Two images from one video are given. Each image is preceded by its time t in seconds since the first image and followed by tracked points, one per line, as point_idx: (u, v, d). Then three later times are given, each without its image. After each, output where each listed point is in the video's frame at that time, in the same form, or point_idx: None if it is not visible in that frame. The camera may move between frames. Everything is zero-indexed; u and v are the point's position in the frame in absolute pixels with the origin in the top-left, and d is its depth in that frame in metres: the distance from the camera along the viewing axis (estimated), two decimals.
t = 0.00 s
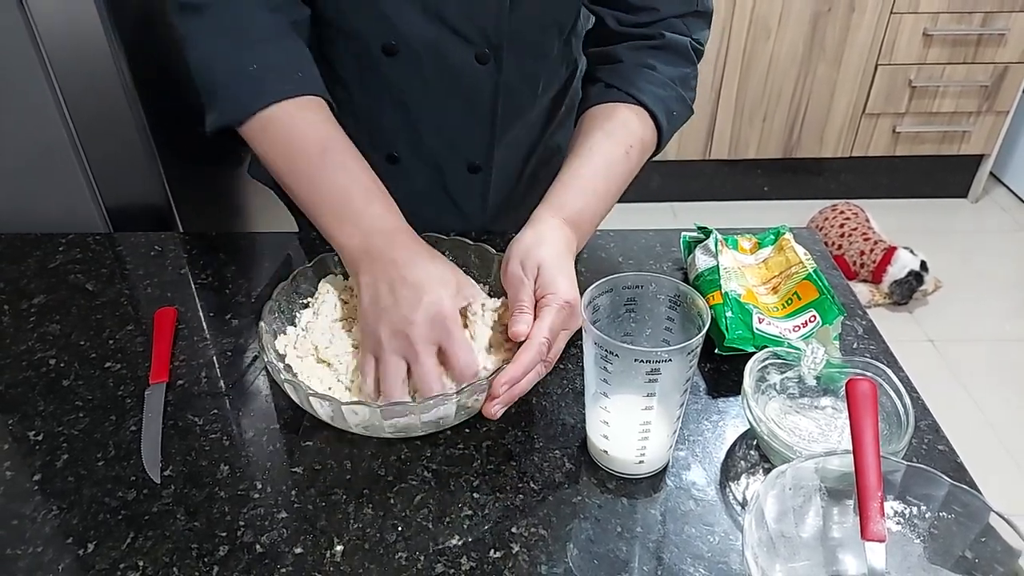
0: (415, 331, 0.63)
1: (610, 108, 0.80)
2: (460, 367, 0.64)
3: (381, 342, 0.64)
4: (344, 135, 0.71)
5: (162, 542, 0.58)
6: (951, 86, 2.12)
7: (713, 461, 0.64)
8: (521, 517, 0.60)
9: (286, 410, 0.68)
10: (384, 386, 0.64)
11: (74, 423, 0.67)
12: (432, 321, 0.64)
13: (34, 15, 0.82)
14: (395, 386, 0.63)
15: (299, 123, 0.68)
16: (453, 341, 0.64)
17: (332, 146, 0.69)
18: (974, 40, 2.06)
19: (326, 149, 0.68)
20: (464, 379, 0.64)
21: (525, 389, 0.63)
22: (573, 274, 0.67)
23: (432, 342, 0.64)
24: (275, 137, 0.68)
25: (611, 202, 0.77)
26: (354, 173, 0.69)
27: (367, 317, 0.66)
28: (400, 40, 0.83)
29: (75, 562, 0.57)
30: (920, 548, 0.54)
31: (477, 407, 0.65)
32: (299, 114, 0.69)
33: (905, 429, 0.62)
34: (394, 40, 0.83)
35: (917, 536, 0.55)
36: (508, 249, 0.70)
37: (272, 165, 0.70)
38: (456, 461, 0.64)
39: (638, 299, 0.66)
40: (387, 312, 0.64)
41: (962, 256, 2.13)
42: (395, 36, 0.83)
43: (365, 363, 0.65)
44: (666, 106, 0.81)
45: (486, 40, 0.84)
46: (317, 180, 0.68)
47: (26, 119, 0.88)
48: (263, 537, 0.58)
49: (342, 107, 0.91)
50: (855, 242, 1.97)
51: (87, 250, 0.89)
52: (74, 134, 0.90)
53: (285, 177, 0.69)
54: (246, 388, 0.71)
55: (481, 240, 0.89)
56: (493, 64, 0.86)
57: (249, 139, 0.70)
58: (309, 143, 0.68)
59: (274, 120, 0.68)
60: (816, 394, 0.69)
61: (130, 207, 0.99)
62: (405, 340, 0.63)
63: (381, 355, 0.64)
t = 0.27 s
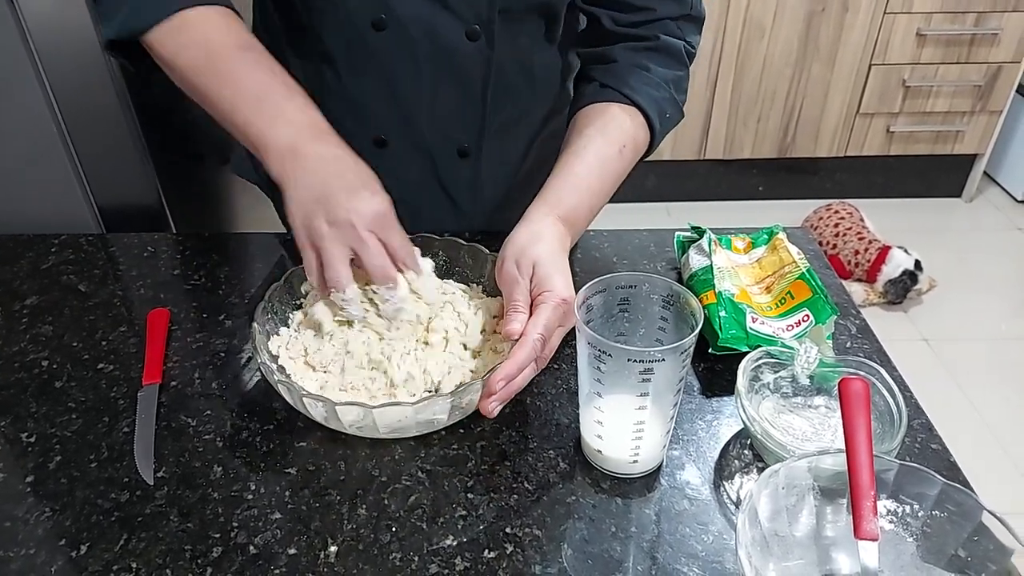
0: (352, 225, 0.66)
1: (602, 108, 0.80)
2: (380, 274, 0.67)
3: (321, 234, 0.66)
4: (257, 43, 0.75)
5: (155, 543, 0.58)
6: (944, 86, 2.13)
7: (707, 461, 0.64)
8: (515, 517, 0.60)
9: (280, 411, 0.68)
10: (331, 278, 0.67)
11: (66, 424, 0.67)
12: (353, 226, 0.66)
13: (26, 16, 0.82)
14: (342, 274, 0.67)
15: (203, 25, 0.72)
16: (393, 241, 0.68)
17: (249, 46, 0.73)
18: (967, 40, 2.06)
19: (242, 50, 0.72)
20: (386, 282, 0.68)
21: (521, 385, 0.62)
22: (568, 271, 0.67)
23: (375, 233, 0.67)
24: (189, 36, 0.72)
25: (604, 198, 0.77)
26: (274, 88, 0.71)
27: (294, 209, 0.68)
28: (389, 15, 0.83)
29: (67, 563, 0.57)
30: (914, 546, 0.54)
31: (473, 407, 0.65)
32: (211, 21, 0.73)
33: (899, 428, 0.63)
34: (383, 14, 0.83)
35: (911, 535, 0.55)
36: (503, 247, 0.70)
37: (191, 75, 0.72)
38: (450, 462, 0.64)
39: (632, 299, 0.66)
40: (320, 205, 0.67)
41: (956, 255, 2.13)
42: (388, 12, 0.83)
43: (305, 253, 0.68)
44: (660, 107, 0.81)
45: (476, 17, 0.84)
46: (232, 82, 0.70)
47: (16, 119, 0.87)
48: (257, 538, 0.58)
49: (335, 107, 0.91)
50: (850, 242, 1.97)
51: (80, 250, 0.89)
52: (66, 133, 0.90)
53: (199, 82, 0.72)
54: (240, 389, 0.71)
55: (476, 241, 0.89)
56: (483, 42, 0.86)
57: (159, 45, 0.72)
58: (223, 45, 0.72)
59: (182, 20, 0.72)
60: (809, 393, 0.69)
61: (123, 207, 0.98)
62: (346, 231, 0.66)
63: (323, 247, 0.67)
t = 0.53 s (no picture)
0: (394, 309, 0.64)
1: (605, 112, 0.81)
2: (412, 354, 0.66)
3: (363, 322, 0.64)
4: (304, 138, 0.73)
5: (159, 544, 0.58)
6: (947, 87, 2.13)
7: (711, 463, 0.64)
8: (518, 518, 0.60)
9: (284, 412, 0.68)
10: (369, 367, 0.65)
11: (70, 424, 0.67)
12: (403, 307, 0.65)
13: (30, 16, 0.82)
14: (379, 364, 0.65)
15: (254, 118, 0.70)
16: (421, 319, 0.66)
17: (292, 133, 0.71)
18: (970, 42, 2.06)
19: (291, 150, 0.70)
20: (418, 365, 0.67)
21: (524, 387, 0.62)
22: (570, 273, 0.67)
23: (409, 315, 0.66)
24: (241, 133, 0.69)
25: (606, 200, 0.78)
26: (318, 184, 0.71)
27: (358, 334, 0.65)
28: (400, 35, 0.83)
29: (72, 563, 0.57)
30: (917, 548, 0.54)
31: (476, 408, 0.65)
32: (259, 110, 0.70)
33: (902, 430, 0.63)
34: (394, 34, 0.82)
35: (914, 537, 0.55)
36: (506, 253, 0.71)
37: (228, 159, 0.70)
38: (454, 463, 0.64)
39: (634, 300, 0.67)
40: (360, 293, 0.65)
41: (959, 258, 2.13)
42: (398, 31, 0.82)
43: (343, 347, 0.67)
44: (660, 112, 0.82)
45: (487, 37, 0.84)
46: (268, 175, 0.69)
47: (19, 117, 0.87)
48: (260, 538, 0.58)
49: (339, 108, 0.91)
50: (852, 244, 1.97)
51: (84, 251, 0.89)
52: (70, 134, 0.90)
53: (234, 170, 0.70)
54: (244, 390, 0.71)
55: (479, 242, 0.89)
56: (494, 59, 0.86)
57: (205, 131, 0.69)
58: (272, 146, 0.69)
59: (238, 113, 0.69)
60: (812, 395, 0.69)
61: (127, 208, 0.99)
62: (385, 316, 0.64)
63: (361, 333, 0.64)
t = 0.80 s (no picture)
0: (379, 238, 0.63)
1: (585, 89, 0.81)
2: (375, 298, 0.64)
3: (325, 247, 0.63)
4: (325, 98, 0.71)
5: (162, 542, 0.58)
6: (950, 89, 2.13)
7: (713, 463, 0.64)
8: (520, 518, 0.60)
9: (286, 411, 0.68)
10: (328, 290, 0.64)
11: (73, 422, 0.68)
12: (371, 239, 0.63)
13: (35, 15, 0.82)
14: (340, 289, 0.64)
15: (248, 49, 0.70)
16: (392, 254, 0.64)
17: (284, 69, 0.71)
18: (972, 44, 2.06)
19: (277, 69, 0.70)
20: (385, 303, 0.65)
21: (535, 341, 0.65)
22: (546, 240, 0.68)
23: (376, 251, 0.64)
24: (230, 63, 0.70)
25: (574, 164, 0.79)
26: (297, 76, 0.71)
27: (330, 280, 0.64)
28: (397, 21, 0.84)
29: (75, 561, 0.57)
30: (919, 549, 0.54)
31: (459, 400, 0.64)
32: (251, 42, 0.71)
33: (904, 431, 0.63)
34: (391, 20, 0.84)
35: (916, 538, 0.55)
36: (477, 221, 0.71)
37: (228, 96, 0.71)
38: (456, 462, 0.64)
39: (638, 300, 0.67)
40: (329, 221, 0.64)
41: (961, 259, 2.13)
42: (395, 17, 0.83)
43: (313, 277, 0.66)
44: (641, 97, 0.81)
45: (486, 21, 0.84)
46: (264, 97, 0.69)
47: (23, 118, 0.88)
48: (263, 537, 0.58)
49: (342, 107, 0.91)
50: (854, 245, 1.97)
51: (87, 250, 0.89)
52: (74, 133, 0.90)
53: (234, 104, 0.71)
54: (247, 388, 0.71)
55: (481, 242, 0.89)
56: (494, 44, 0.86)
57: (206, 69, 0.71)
58: (267, 87, 0.69)
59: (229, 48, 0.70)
60: (815, 396, 0.69)
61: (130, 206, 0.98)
62: (347, 249, 0.63)
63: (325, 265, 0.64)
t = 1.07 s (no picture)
0: (304, 238, 0.66)
1: (616, 113, 0.81)
2: (316, 289, 0.66)
3: (278, 252, 0.66)
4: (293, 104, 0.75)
5: (162, 541, 0.58)
6: (950, 89, 2.13)
7: (712, 462, 0.64)
8: (520, 517, 0.60)
9: (287, 410, 0.69)
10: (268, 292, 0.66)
11: (74, 422, 0.68)
12: (298, 239, 0.66)
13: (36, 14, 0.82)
14: (271, 294, 0.66)
15: (221, 49, 0.74)
16: (312, 261, 0.66)
17: (246, 73, 0.74)
18: (972, 44, 2.06)
19: (241, 74, 0.73)
20: (326, 307, 0.66)
21: (507, 383, 0.63)
22: (560, 271, 0.67)
23: (297, 257, 0.66)
24: (204, 62, 0.74)
25: (610, 201, 0.77)
26: (272, 89, 0.74)
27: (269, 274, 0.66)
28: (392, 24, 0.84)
29: (75, 560, 0.57)
30: (918, 548, 0.55)
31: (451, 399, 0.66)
32: (234, 43, 0.75)
33: (904, 430, 0.63)
34: (386, 23, 0.84)
35: (915, 537, 0.55)
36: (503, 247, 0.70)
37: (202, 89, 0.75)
38: (456, 461, 0.64)
39: (637, 300, 0.67)
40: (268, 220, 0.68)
41: (961, 259, 2.13)
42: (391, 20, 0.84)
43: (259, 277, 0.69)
44: (671, 114, 0.81)
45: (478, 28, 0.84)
46: (224, 102, 0.73)
47: (26, 118, 0.89)
48: (263, 536, 0.58)
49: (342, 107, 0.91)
50: (855, 245, 1.97)
51: (88, 250, 0.89)
52: (75, 134, 0.91)
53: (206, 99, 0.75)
54: (247, 388, 0.71)
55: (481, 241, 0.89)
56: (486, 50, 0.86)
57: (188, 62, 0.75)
58: (236, 88, 0.73)
59: (211, 48, 0.74)
60: (814, 395, 0.69)
61: (131, 210, 0.98)
62: (287, 245, 0.66)
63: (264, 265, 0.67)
